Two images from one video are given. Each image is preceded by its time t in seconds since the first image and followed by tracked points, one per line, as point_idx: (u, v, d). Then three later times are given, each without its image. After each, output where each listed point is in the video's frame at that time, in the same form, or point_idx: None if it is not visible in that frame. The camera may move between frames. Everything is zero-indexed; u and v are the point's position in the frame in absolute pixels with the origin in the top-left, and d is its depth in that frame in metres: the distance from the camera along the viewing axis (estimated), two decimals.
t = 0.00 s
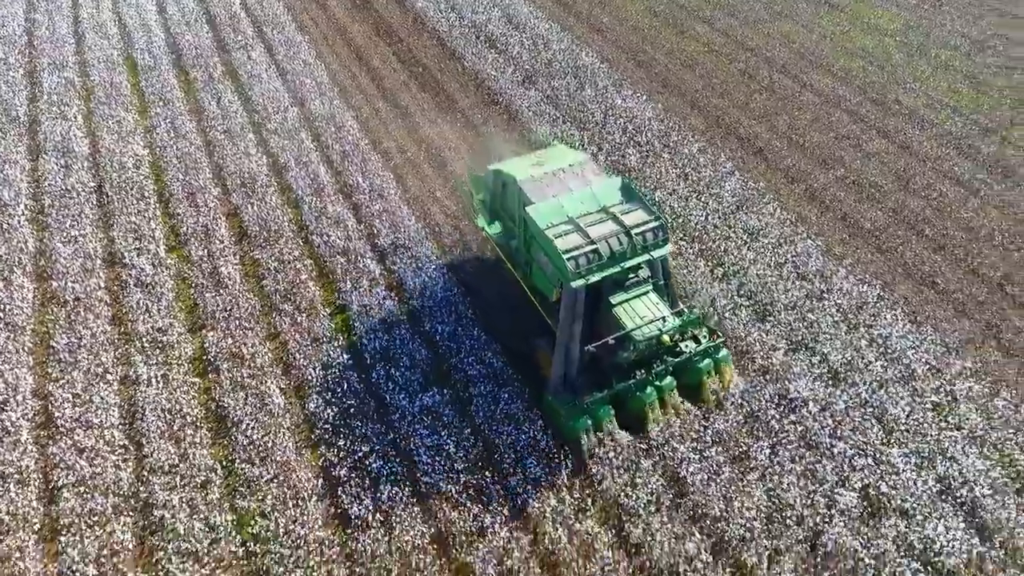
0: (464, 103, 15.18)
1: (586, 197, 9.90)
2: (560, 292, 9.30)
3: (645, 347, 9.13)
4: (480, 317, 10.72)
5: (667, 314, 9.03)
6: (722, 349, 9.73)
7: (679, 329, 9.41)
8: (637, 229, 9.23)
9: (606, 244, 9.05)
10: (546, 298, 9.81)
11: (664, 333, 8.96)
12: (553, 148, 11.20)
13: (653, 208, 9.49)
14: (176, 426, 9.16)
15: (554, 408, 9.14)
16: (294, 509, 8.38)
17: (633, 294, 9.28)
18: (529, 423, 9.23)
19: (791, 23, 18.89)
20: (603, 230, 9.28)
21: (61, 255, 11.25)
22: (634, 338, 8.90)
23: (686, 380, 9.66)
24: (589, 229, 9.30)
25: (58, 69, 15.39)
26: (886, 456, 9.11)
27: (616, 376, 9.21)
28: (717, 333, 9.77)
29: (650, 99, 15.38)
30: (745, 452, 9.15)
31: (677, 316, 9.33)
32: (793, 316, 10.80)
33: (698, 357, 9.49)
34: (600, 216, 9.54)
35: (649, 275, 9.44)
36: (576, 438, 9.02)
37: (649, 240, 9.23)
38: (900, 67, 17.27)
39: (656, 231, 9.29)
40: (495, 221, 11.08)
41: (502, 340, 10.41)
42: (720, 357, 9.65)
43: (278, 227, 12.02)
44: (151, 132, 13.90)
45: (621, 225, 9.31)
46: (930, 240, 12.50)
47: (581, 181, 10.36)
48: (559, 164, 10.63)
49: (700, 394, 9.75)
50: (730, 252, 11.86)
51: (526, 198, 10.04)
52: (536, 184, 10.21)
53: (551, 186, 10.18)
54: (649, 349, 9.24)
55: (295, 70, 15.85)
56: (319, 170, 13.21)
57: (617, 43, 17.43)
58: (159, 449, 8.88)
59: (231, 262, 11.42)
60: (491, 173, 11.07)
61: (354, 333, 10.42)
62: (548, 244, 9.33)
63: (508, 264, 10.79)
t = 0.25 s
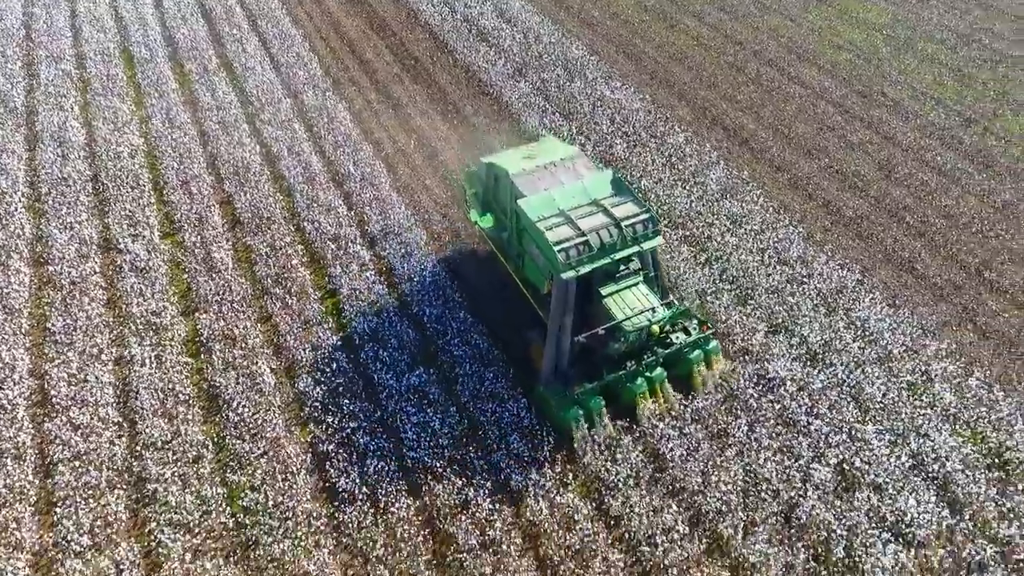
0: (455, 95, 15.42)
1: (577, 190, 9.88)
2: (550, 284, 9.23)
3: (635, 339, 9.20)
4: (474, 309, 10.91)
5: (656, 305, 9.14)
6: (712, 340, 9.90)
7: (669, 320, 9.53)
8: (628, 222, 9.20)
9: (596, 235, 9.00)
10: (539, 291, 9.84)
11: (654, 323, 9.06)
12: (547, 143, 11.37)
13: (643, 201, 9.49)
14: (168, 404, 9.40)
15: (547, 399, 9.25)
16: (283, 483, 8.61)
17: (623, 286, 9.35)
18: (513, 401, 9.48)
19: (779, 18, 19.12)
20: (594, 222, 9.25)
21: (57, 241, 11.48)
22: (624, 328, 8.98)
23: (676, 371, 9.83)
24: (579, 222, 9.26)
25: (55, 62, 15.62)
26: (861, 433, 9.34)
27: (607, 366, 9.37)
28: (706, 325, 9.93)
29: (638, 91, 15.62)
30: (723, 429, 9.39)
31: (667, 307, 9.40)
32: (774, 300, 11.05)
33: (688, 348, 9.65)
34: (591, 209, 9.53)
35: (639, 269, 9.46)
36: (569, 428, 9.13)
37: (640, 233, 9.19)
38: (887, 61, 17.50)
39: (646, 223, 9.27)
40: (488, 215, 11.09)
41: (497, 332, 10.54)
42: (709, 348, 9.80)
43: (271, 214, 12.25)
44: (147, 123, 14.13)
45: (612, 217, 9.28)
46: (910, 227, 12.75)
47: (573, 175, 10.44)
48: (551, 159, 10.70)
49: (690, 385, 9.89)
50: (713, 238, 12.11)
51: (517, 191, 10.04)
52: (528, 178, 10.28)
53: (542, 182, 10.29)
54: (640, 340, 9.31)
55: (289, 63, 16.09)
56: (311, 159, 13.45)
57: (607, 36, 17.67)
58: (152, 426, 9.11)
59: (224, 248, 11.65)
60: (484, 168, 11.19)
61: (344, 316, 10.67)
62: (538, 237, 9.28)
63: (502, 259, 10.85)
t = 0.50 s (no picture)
0: (448, 86, 15.66)
1: (569, 183, 10.06)
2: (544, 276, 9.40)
3: (627, 330, 9.35)
4: (468, 296, 11.15)
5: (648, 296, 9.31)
6: (704, 333, 9.96)
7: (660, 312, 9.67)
8: (620, 214, 9.39)
9: (588, 228, 9.19)
10: (532, 283, 9.99)
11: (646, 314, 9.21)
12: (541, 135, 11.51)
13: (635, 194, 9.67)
14: (163, 383, 9.64)
15: (540, 390, 9.36)
16: (274, 458, 8.86)
17: (615, 278, 9.55)
18: (500, 381, 9.73)
19: (769, 13, 19.34)
20: (586, 214, 9.44)
21: (55, 227, 11.72)
22: (615, 319, 9.15)
23: (669, 363, 9.92)
24: (572, 214, 9.46)
25: (53, 54, 15.87)
26: (839, 411, 9.57)
27: (600, 357, 9.49)
28: (698, 317, 10.01)
29: (628, 83, 15.86)
30: (704, 408, 9.65)
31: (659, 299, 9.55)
32: (756, 284, 11.29)
33: (680, 340, 9.75)
34: (584, 202, 9.70)
35: (631, 261, 9.71)
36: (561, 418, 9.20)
37: (631, 225, 9.35)
38: (874, 54, 17.72)
39: (638, 215, 9.43)
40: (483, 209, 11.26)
41: (495, 329, 10.65)
42: (702, 340, 9.88)
43: (265, 202, 12.50)
44: (143, 114, 14.38)
45: (604, 210, 9.47)
46: (893, 215, 12.99)
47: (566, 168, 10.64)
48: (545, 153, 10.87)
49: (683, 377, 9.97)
50: (698, 225, 12.36)
51: (511, 185, 10.23)
52: (522, 173, 10.48)
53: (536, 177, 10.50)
54: (631, 331, 9.43)
55: (284, 56, 16.34)
56: (305, 148, 13.70)
57: (598, 30, 17.89)
58: (147, 404, 9.35)
59: (219, 234, 11.89)
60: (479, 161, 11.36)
61: (335, 300, 10.93)
62: (531, 229, 9.46)
63: (496, 252, 10.98)
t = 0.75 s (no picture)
0: (441, 78, 15.90)
1: (563, 176, 10.11)
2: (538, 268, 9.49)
3: (620, 321, 9.36)
4: (459, 280, 11.40)
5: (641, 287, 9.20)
6: (697, 324, 10.05)
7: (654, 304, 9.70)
8: (612, 207, 9.45)
9: (581, 220, 9.25)
10: (526, 275, 10.09)
11: (639, 305, 9.16)
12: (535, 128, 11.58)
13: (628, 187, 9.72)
14: (159, 363, 9.88)
15: (534, 380, 9.47)
16: (266, 434, 9.10)
17: (608, 269, 9.50)
18: (488, 361, 9.96)
19: (760, 7, 19.57)
20: (579, 207, 9.51)
21: (53, 214, 11.96)
22: (608, 310, 9.10)
23: (661, 354, 10.01)
24: (566, 207, 9.55)
25: (52, 47, 16.11)
26: (818, 391, 9.80)
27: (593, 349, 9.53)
28: (691, 309, 10.10)
29: (618, 76, 16.09)
30: (687, 387, 9.88)
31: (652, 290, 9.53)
32: (740, 269, 11.54)
33: (673, 332, 9.82)
34: (577, 194, 9.77)
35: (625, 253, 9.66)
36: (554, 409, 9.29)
37: (624, 217, 9.40)
38: (863, 47, 17.95)
39: (631, 208, 9.49)
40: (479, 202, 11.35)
41: (492, 320, 10.69)
42: (695, 331, 9.95)
43: (260, 190, 12.74)
44: (141, 105, 14.62)
45: (597, 202, 9.54)
46: (876, 203, 13.24)
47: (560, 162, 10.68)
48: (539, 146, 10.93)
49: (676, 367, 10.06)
50: (684, 212, 12.60)
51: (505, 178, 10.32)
52: (516, 166, 10.55)
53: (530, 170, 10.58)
54: (624, 322, 9.46)
55: (280, 49, 16.58)
56: (300, 138, 13.94)
57: (590, 24, 18.13)
58: (143, 383, 9.59)
59: (214, 221, 12.13)
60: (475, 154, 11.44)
61: (328, 284, 11.17)
62: (525, 221, 9.55)
63: (492, 246, 11.08)
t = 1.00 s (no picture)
0: (434, 71, 16.13)
1: (557, 170, 10.22)
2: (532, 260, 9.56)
3: (613, 313, 9.47)
4: (450, 266, 11.63)
5: (634, 279, 9.27)
6: (691, 317, 10.15)
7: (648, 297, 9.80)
8: (606, 200, 9.55)
9: (576, 213, 9.34)
10: (521, 268, 10.17)
11: (632, 297, 9.24)
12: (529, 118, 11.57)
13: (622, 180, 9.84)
14: (155, 345, 10.11)
15: (528, 372, 9.57)
16: (260, 412, 9.34)
17: (602, 262, 9.61)
18: (477, 343, 10.20)
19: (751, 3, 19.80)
20: (574, 200, 9.60)
21: (52, 201, 12.20)
22: (601, 302, 9.20)
23: (655, 346, 10.12)
24: (560, 200, 9.63)
25: (52, 41, 16.35)
26: (799, 372, 10.03)
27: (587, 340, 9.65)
28: (685, 302, 10.20)
29: (610, 69, 16.33)
30: (671, 369, 10.11)
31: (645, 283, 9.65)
32: (725, 255, 11.78)
33: (666, 325, 9.92)
34: (571, 188, 9.85)
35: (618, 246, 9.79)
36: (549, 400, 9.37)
37: (618, 211, 9.53)
38: (852, 41, 18.18)
39: (624, 201, 9.61)
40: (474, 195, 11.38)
41: (483, 311, 10.83)
42: (689, 324, 10.05)
43: (255, 179, 12.97)
44: (139, 97, 14.86)
45: (591, 195, 9.63)
46: (861, 193, 13.48)
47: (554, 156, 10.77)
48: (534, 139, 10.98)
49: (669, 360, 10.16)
50: (672, 201, 12.84)
51: (499, 171, 10.40)
52: (511, 158, 10.57)
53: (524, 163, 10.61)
54: (618, 315, 9.59)
55: (276, 42, 16.81)
56: (295, 129, 14.18)
57: (582, 19, 18.36)
58: (140, 364, 9.82)
59: (210, 208, 12.37)
60: (469, 146, 11.46)
61: (321, 270, 11.41)
62: (520, 215, 9.61)
63: (486, 240, 11.16)
